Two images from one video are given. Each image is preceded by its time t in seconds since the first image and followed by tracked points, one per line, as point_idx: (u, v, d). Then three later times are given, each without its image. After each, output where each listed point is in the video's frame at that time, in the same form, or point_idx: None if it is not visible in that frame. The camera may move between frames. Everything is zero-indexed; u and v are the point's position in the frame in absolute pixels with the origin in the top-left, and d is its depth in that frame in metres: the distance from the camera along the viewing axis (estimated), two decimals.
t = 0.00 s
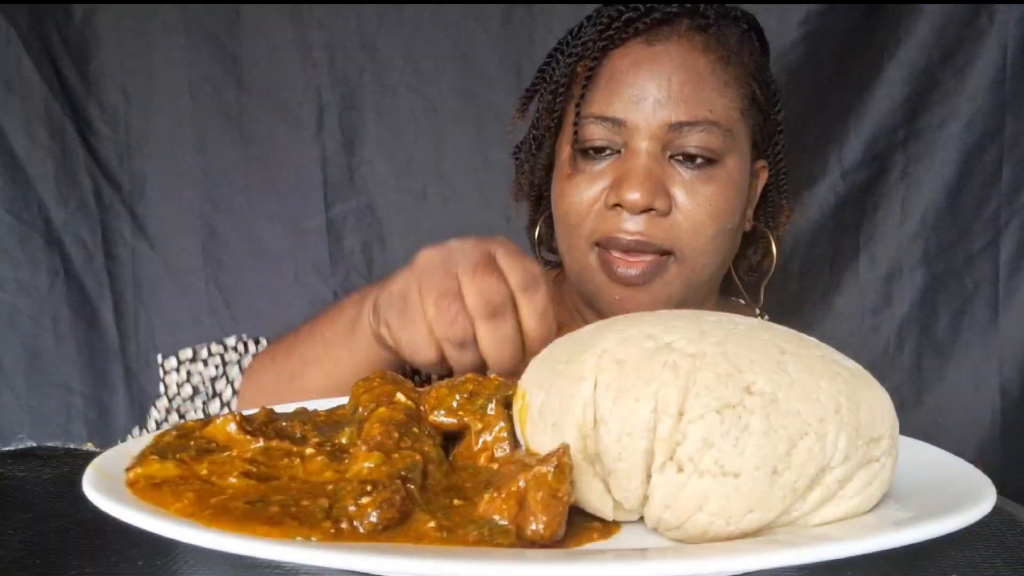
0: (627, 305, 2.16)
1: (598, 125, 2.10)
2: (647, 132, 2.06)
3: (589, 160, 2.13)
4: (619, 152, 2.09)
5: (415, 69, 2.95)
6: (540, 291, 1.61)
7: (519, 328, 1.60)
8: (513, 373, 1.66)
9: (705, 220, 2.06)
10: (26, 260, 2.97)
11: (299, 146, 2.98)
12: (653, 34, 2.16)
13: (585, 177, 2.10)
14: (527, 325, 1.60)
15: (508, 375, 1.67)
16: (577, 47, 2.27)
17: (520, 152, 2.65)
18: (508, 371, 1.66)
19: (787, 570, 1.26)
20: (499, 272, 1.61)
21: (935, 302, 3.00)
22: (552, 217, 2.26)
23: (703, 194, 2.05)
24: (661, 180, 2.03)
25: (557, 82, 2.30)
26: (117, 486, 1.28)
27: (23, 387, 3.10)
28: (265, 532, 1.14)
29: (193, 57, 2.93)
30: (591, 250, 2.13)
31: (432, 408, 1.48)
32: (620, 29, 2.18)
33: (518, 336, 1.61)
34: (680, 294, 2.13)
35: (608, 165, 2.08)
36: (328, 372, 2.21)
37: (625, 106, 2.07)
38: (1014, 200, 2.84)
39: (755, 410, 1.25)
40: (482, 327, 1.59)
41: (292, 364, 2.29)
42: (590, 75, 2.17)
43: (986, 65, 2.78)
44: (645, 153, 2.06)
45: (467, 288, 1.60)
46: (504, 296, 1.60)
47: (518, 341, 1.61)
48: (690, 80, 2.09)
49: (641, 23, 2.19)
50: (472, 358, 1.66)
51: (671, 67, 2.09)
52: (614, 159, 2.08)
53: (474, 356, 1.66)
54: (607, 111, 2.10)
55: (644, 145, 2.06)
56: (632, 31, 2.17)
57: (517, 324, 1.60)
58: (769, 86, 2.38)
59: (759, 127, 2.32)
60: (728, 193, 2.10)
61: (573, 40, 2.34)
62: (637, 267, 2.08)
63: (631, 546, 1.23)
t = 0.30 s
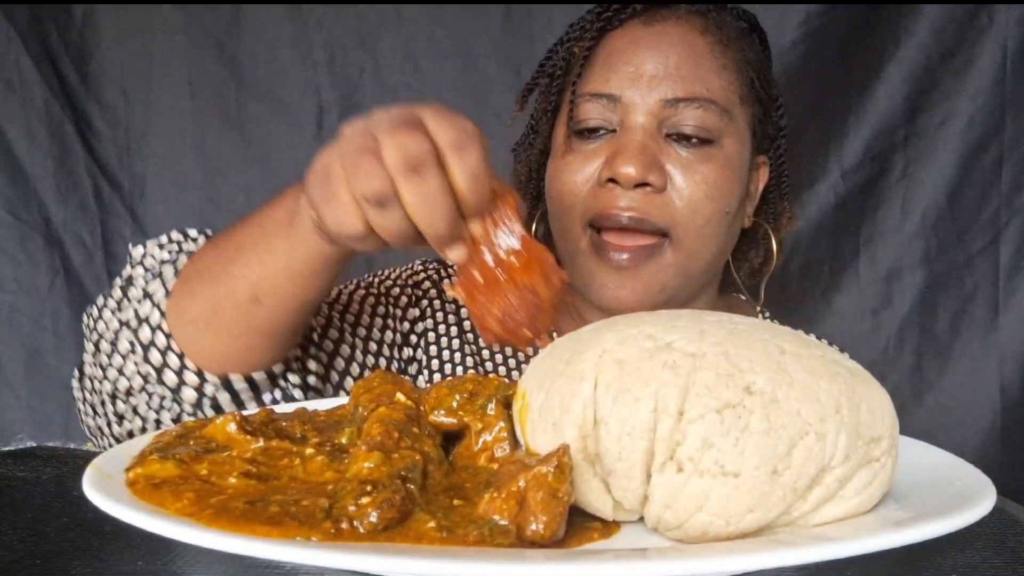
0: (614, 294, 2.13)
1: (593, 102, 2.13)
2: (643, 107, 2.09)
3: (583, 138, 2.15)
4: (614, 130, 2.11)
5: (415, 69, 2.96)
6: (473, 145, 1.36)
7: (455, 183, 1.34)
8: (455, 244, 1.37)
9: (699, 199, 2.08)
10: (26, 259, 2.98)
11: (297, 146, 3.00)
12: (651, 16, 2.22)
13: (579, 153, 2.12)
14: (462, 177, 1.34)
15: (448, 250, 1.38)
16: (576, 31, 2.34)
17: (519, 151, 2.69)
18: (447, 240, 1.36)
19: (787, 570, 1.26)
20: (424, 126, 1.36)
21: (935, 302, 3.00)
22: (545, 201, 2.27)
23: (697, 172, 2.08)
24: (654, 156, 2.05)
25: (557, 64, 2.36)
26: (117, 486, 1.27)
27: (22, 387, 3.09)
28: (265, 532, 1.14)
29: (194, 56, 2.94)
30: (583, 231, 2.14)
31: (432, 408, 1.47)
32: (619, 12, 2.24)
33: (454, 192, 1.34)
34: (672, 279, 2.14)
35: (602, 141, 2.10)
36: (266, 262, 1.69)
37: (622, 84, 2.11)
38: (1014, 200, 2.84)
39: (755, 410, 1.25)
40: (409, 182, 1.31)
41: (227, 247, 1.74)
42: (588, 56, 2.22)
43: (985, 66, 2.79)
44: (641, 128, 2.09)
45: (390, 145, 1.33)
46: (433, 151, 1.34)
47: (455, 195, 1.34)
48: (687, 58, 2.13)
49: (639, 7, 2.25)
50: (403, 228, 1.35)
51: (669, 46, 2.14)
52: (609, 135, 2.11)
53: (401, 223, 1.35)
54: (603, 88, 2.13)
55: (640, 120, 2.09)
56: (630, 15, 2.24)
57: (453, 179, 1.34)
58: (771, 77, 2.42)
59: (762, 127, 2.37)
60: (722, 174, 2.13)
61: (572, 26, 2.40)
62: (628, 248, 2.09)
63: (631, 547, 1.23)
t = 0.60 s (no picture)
0: (602, 280, 2.11)
1: (582, 84, 2.17)
2: (632, 88, 2.12)
3: (573, 120, 2.19)
4: (602, 110, 2.16)
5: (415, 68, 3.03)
6: None
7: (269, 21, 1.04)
8: (273, 111, 1.08)
9: (691, 182, 2.09)
10: (26, 260, 2.97)
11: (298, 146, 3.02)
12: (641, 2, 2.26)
13: (568, 135, 2.15)
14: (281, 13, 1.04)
15: (267, 117, 1.08)
16: (566, 17, 2.38)
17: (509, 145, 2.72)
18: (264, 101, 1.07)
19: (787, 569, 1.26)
20: None
21: (935, 302, 3.00)
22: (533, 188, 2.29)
23: (688, 155, 2.09)
24: (643, 136, 2.07)
25: (547, 49, 2.40)
26: (118, 486, 1.27)
27: (22, 388, 3.08)
28: (265, 532, 1.14)
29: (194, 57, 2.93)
30: (571, 216, 2.15)
31: (432, 408, 1.47)
32: None
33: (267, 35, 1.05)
34: (664, 266, 2.13)
35: (590, 124, 2.14)
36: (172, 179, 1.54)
37: (610, 66, 2.14)
38: (1014, 200, 2.84)
39: (756, 411, 1.25)
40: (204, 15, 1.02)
41: (139, 169, 1.60)
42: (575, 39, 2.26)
43: (985, 66, 2.79)
44: (630, 109, 2.12)
45: None
46: None
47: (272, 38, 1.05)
48: (678, 39, 2.16)
49: None
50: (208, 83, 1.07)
51: (659, 28, 2.17)
52: (597, 118, 2.15)
53: (197, 73, 1.06)
54: (592, 70, 2.17)
55: (629, 101, 2.12)
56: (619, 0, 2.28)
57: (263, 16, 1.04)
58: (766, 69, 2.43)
59: (757, 121, 2.38)
60: (714, 157, 2.14)
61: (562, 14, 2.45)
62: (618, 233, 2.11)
63: (631, 546, 1.23)
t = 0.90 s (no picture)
0: (610, 276, 2.10)
1: (592, 80, 2.17)
2: (644, 85, 2.12)
3: (582, 116, 2.19)
4: (612, 107, 2.16)
5: (415, 68, 3.04)
6: None
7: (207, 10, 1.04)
8: (185, 85, 1.04)
9: (704, 181, 2.10)
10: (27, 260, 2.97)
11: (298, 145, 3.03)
12: None
13: (577, 132, 2.15)
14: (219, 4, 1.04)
15: (180, 87, 1.04)
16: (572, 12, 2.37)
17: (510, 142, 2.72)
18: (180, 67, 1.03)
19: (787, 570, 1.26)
20: None
21: (935, 302, 3.00)
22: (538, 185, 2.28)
23: (701, 154, 2.10)
24: (655, 134, 2.07)
25: (554, 45, 2.39)
26: (118, 486, 1.27)
27: (22, 388, 3.08)
28: (265, 532, 1.14)
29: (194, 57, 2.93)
30: (579, 213, 2.14)
31: (433, 408, 1.47)
32: None
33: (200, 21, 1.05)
34: (673, 265, 2.13)
35: (599, 121, 2.14)
36: (149, 205, 1.55)
37: (621, 63, 2.14)
38: (1014, 200, 2.84)
39: (755, 411, 1.25)
40: None
41: (122, 186, 1.61)
42: (583, 35, 2.26)
43: (985, 66, 2.78)
44: (641, 106, 2.12)
45: None
46: None
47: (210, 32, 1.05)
48: (691, 37, 2.17)
49: None
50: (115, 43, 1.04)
51: (671, 24, 2.17)
52: (606, 116, 2.14)
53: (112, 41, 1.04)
54: (603, 66, 2.16)
55: (640, 98, 2.12)
56: None
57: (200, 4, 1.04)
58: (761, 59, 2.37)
59: (762, 120, 2.39)
60: (726, 156, 2.14)
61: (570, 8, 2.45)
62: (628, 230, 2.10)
63: (631, 546, 1.23)
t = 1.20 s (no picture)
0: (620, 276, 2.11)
1: (600, 80, 2.18)
2: (653, 85, 2.12)
3: (590, 115, 2.19)
4: (620, 107, 2.16)
5: (415, 68, 3.03)
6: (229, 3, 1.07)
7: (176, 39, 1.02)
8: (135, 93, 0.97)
9: (715, 180, 2.10)
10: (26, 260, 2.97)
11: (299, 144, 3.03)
12: None
13: (585, 131, 2.15)
14: (191, 32, 1.01)
15: (134, 97, 0.97)
16: (578, 11, 2.38)
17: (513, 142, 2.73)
18: (132, 76, 0.97)
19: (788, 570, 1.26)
20: None
21: (935, 302, 3.00)
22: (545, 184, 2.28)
23: (712, 153, 2.10)
24: (666, 134, 2.07)
25: (561, 44, 2.39)
26: (118, 486, 1.27)
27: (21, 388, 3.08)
28: (266, 532, 1.14)
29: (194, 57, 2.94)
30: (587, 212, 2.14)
31: (433, 408, 1.47)
32: None
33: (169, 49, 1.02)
34: (683, 263, 2.13)
35: (608, 120, 2.14)
36: (140, 240, 1.53)
37: (630, 62, 2.14)
38: (1014, 200, 2.84)
39: (755, 410, 1.25)
40: None
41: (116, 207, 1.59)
42: (591, 33, 2.27)
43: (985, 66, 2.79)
44: (650, 106, 2.12)
45: None
46: None
47: (179, 58, 1.01)
48: (700, 36, 2.17)
49: None
50: (60, 46, 0.99)
51: (680, 24, 2.17)
52: (613, 115, 2.14)
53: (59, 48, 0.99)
54: (611, 65, 2.17)
55: (649, 98, 2.12)
56: None
57: (170, 35, 1.02)
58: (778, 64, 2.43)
59: (771, 117, 2.40)
60: (736, 156, 2.14)
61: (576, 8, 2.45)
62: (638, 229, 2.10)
63: (632, 546, 1.23)
